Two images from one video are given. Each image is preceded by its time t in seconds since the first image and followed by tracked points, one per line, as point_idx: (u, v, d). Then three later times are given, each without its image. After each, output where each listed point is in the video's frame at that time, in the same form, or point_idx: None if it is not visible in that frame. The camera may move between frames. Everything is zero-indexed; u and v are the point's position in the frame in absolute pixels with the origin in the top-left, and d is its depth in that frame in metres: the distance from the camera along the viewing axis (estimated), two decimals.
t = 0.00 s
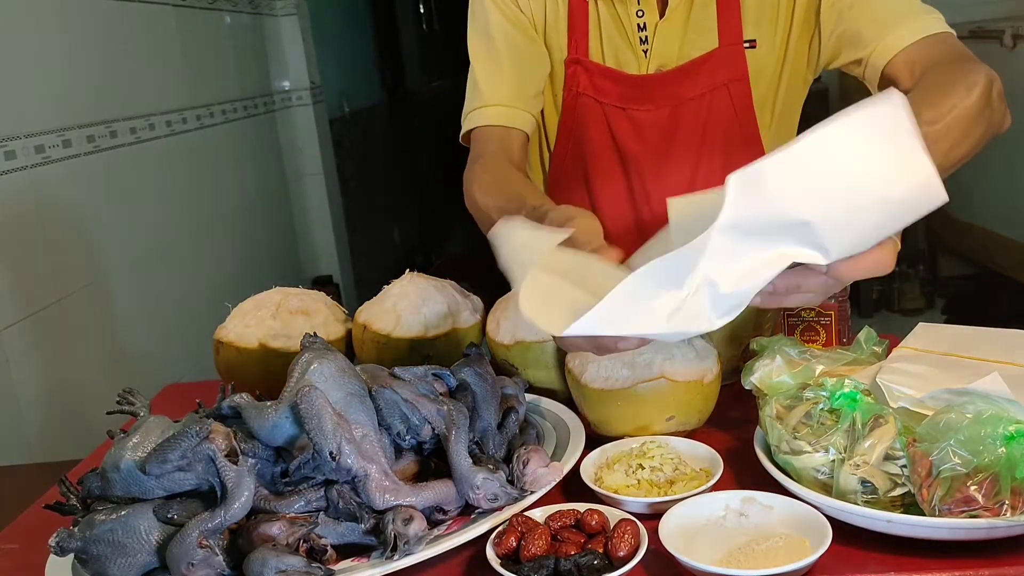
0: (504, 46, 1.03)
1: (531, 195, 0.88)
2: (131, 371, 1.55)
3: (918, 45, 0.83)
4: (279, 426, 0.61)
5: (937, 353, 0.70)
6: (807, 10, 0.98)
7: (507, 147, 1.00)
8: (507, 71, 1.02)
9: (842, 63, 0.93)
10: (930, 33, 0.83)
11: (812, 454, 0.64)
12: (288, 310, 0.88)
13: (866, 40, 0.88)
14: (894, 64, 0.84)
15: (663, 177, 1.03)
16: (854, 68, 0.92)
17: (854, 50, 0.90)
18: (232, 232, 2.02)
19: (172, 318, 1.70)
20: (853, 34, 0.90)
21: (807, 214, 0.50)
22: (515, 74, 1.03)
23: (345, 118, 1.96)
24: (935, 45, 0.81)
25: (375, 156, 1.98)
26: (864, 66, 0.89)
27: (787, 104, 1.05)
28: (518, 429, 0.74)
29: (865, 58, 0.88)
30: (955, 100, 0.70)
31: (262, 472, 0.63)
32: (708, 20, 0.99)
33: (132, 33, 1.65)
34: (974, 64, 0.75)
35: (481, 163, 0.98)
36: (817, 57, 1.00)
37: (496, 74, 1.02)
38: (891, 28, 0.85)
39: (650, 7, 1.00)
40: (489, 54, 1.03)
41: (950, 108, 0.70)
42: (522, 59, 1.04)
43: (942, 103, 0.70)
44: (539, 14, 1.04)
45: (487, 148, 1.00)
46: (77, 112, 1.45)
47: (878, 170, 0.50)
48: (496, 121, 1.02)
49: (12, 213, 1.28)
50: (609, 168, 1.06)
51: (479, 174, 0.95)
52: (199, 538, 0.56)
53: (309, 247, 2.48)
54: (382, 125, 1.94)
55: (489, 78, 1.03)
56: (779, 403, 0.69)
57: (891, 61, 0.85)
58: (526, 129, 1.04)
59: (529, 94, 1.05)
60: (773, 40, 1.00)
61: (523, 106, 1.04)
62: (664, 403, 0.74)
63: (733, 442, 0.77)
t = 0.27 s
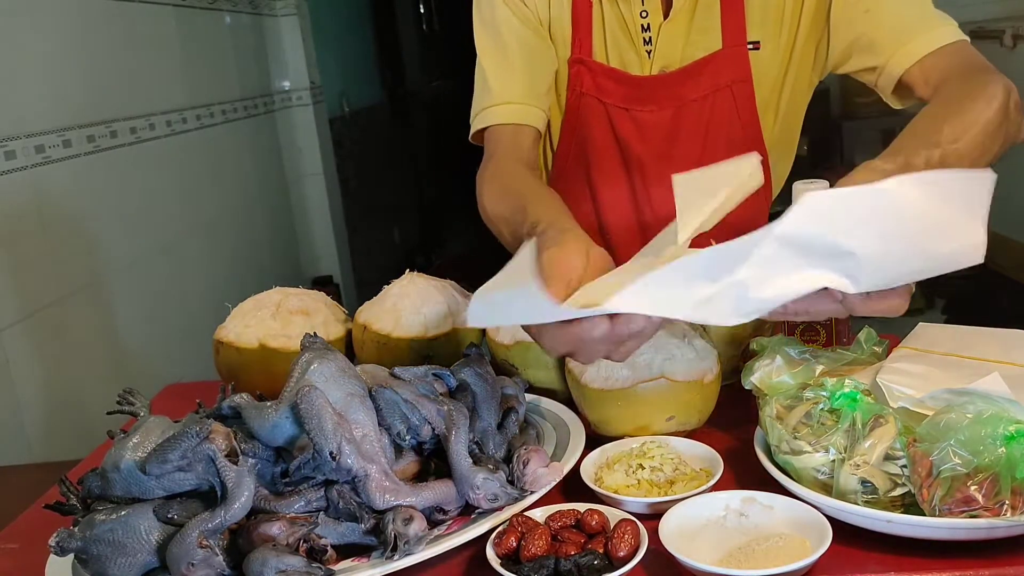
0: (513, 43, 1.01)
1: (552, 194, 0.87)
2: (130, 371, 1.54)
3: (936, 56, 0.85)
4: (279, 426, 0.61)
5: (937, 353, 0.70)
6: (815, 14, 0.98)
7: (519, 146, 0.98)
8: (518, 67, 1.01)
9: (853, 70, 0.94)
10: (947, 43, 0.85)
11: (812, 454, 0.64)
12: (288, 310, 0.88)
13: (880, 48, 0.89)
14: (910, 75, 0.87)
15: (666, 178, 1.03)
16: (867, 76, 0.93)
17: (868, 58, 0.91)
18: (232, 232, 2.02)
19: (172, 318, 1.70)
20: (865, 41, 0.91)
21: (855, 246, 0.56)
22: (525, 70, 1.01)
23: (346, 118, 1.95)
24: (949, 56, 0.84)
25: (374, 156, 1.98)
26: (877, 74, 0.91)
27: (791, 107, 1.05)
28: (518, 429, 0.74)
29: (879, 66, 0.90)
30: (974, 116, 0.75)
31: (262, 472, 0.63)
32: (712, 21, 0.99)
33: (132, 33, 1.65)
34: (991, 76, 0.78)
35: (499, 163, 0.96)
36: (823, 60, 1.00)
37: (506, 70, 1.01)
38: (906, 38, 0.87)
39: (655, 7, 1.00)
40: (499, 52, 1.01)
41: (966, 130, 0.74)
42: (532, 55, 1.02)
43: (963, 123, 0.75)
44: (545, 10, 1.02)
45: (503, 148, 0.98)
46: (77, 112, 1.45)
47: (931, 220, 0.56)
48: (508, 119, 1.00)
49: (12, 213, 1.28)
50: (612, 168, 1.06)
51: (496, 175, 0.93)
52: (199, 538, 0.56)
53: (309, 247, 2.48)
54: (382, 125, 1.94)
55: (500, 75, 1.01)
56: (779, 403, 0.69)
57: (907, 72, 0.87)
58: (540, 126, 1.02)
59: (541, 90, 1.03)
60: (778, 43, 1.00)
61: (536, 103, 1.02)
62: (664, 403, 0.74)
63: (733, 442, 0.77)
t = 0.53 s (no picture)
0: (528, 49, 1.02)
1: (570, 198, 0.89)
2: (131, 371, 1.54)
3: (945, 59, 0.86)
4: (279, 426, 0.61)
5: (938, 353, 0.70)
6: (822, 16, 0.98)
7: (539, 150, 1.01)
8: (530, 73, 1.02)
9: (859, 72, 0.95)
10: (956, 46, 0.86)
11: (812, 454, 0.64)
12: (288, 310, 0.88)
13: (888, 53, 0.90)
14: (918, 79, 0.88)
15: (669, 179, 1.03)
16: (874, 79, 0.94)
17: (875, 62, 0.92)
18: (232, 232, 2.02)
19: (172, 318, 1.70)
20: (872, 44, 0.92)
21: (857, 203, 0.50)
22: (541, 76, 1.03)
23: (346, 119, 1.96)
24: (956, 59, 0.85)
25: (375, 155, 1.98)
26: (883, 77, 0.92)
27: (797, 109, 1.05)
28: (519, 429, 0.74)
29: (887, 69, 0.91)
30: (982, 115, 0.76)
31: (262, 472, 0.63)
32: (718, 21, 0.98)
33: (132, 33, 1.65)
34: (998, 79, 0.80)
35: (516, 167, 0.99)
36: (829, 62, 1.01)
37: (519, 77, 1.02)
38: (915, 42, 0.88)
39: (660, 7, 1.00)
40: (515, 57, 1.03)
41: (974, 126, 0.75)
42: (548, 61, 1.03)
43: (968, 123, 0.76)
44: (561, 19, 1.04)
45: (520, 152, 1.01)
46: (78, 113, 1.45)
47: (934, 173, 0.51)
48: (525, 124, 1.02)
49: (13, 214, 1.28)
50: (616, 166, 1.06)
51: (516, 180, 0.96)
52: (200, 538, 0.56)
53: (309, 247, 2.48)
54: (382, 125, 1.94)
55: (512, 80, 1.02)
56: (779, 403, 0.69)
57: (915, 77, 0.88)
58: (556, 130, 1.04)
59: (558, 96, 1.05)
60: (784, 45, 1.01)
61: (552, 107, 1.04)
62: (664, 403, 0.74)
63: (733, 442, 0.77)
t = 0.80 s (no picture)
0: (525, 47, 1.03)
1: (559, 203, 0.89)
2: (131, 371, 1.54)
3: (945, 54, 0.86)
4: (279, 426, 0.61)
5: (938, 353, 0.70)
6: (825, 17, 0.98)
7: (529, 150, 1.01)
8: (524, 70, 1.03)
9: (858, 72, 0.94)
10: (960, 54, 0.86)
11: (812, 454, 0.64)
12: (288, 310, 0.88)
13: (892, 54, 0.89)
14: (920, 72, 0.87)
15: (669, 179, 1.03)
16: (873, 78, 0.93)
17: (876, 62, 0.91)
18: (232, 233, 2.02)
19: (172, 318, 1.70)
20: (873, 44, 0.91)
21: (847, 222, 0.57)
22: (536, 74, 1.03)
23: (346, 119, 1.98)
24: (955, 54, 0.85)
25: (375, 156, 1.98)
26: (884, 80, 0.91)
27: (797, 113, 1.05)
28: (519, 429, 0.74)
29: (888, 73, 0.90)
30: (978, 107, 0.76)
31: (262, 472, 0.63)
32: (720, 21, 0.98)
33: (132, 33, 1.64)
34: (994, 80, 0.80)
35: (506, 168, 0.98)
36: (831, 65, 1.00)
37: (513, 75, 1.03)
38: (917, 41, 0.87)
39: (661, 8, 1.00)
40: (512, 55, 1.03)
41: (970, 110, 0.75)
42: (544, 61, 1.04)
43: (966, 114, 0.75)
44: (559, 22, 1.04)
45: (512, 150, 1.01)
46: (77, 113, 1.45)
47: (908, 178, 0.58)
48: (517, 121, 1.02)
49: (12, 214, 1.27)
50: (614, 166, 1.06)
51: (506, 180, 0.96)
52: (200, 538, 0.56)
53: (310, 247, 2.48)
54: (382, 125, 1.94)
55: (508, 78, 1.03)
56: (779, 403, 0.69)
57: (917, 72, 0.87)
58: (548, 128, 1.04)
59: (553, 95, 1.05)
60: (786, 47, 1.01)
61: (545, 105, 1.04)
62: (665, 403, 0.74)
63: (733, 442, 0.77)
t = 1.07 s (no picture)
0: (524, 45, 1.03)
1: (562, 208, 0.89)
2: (131, 371, 1.54)
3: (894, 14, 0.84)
4: (279, 426, 0.61)
5: (938, 353, 0.70)
6: None
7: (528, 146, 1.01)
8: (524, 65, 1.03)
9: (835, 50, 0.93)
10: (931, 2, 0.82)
11: (812, 454, 0.64)
12: (288, 311, 0.88)
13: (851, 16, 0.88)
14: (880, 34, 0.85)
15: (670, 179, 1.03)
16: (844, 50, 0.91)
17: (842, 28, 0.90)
18: (232, 234, 2.02)
19: (172, 318, 1.70)
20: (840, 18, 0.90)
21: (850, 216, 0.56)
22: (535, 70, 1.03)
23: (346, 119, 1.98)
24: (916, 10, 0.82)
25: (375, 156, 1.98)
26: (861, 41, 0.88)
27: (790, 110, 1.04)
28: (519, 429, 0.74)
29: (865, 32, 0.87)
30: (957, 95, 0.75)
31: (263, 472, 0.63)
32: (716, 19, 0.98)
33: (132, 33, 1.64)
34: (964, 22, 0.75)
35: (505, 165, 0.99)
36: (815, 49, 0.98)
37: (512, 72, 1.03)
38: None
39: (659, 7, 1.00)
40: (512, 52, 1.03)
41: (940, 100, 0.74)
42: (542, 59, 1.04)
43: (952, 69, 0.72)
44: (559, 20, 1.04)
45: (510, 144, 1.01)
46: (78, 113, 1.45)
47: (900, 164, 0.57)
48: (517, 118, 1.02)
49: (13, 214, 1.28)
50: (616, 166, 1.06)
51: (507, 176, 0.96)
52: (200, 539, 0.56)
53: (310, 247, 2.48)
54: (383, 125, 1.94)
55: (508, 74, 1.03)
56: (779, 403, 0.69)
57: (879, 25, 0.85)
58: (547, 125, 1.05)
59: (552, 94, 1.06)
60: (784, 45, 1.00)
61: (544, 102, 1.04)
62: (665, 403, 0.74)
63: (734, 442, 0.77)
